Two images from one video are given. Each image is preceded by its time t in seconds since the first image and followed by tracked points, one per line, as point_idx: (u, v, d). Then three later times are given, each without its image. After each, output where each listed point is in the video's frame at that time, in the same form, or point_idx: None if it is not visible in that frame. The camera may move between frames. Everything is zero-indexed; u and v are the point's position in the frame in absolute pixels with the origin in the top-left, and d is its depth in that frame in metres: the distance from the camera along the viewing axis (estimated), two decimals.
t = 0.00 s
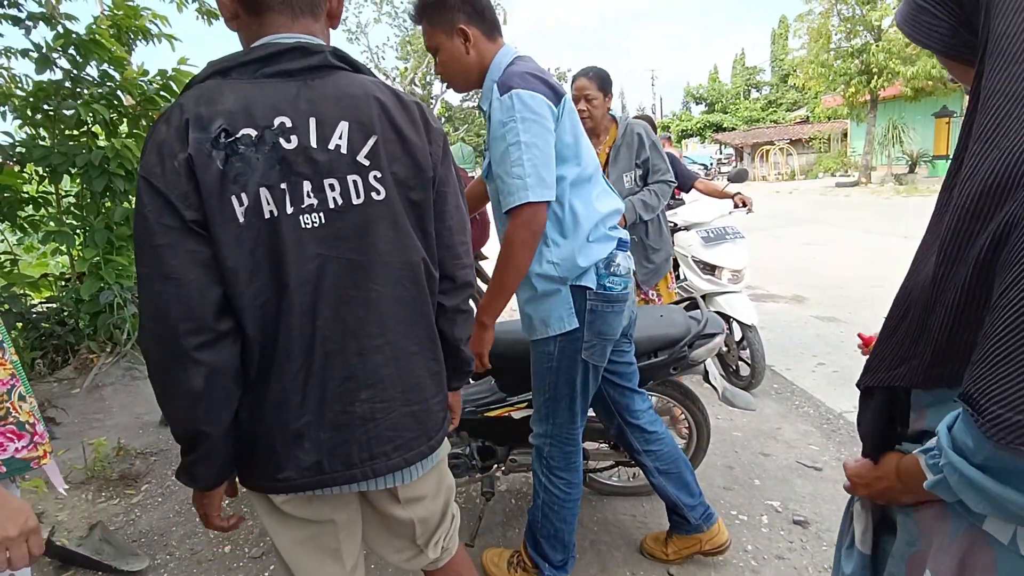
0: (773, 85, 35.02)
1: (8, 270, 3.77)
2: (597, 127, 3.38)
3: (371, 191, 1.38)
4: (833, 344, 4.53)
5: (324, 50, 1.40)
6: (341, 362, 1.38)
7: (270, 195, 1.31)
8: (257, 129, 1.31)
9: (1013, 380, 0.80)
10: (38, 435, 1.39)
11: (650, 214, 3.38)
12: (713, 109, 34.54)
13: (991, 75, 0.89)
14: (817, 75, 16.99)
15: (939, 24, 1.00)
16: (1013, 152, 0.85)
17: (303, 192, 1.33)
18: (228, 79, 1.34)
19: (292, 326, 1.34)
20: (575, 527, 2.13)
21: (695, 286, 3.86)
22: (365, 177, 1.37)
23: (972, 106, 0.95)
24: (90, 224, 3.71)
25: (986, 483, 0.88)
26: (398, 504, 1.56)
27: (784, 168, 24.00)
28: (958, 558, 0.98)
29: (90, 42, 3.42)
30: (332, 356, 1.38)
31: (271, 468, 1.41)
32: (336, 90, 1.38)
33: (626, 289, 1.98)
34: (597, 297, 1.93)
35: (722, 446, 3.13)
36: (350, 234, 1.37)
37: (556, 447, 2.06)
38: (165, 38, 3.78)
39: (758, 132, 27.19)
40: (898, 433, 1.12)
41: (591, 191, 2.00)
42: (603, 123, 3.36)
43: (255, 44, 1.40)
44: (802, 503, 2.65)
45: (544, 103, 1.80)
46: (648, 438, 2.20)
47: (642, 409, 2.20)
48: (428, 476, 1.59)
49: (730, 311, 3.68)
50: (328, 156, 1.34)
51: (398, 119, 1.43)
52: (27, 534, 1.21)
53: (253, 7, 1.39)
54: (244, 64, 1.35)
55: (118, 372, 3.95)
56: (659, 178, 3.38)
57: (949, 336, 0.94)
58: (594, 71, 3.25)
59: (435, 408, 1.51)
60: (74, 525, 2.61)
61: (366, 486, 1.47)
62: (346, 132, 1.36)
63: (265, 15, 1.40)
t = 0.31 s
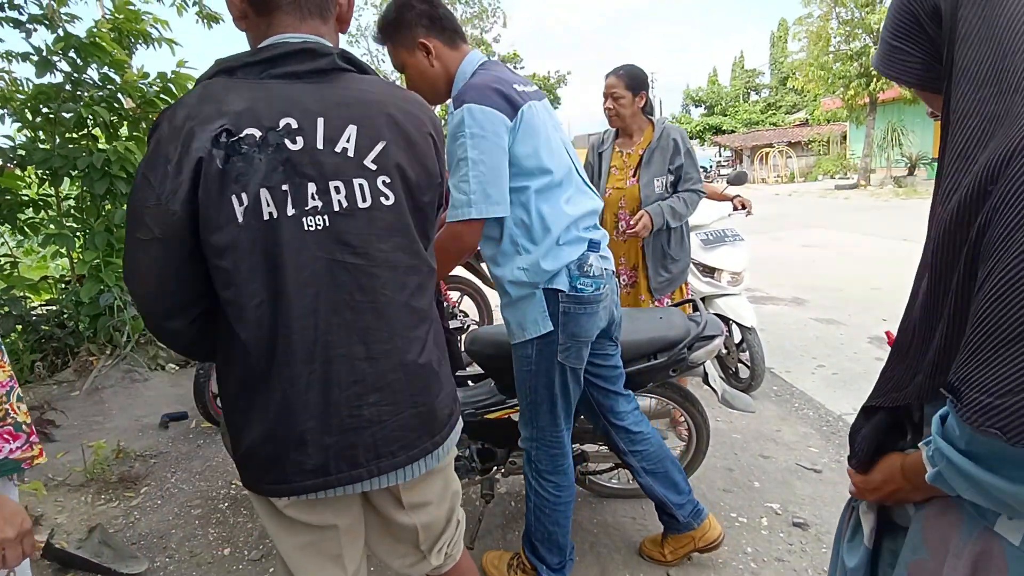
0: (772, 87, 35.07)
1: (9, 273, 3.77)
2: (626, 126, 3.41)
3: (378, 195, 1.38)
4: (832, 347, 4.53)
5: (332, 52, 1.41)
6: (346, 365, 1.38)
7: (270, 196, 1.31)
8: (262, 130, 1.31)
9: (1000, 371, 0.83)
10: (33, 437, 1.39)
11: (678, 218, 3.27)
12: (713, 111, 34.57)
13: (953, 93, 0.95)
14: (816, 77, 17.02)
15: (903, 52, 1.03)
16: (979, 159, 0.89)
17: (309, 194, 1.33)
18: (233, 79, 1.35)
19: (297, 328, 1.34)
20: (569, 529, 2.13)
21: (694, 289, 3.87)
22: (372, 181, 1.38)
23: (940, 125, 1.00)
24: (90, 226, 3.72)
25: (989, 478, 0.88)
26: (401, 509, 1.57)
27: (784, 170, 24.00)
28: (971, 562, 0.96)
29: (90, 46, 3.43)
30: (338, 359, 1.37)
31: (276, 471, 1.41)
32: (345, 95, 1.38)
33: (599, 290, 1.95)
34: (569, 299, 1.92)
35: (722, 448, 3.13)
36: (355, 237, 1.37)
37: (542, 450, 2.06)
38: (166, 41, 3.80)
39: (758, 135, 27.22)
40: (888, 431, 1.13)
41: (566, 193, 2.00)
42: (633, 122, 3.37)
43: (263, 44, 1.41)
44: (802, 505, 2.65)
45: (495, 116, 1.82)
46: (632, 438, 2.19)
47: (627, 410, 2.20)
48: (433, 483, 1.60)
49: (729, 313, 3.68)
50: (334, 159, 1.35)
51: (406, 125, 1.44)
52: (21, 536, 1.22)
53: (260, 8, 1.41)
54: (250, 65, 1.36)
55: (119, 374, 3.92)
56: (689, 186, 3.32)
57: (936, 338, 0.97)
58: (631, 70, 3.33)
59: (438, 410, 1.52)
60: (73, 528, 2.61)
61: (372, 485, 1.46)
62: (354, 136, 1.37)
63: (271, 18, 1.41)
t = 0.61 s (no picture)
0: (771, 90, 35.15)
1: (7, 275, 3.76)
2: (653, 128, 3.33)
3: (385, 196, 1.39)
4: (832, 349, 4.53)
5: (336, 53, 1.41)
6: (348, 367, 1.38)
7: (276, 197, 1.30)
8: (267, 131, 1.30)
9: (990, 374, 0.83)
10: (24, 436, 1.41)
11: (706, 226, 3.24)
12: (712, 114, 34.63)
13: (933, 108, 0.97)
14: (814, 80, 17.06)
15: (886, 70, 1.04)
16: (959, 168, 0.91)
17: (317, 195, 1.32)
18: (236, 80, 1.34)
19: (299, 331, 1.33)
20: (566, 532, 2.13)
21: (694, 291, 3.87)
22: (378, 181, 1.38)
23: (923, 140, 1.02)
24: (88, 228, 3.71)
25: (982, 478, 0.88)
26: (403, 511, 1.57)
27: (783, 172, 24.04)
28: (979, 562, 0.96)
29: (89, 48, 3.43)
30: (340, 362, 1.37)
31: (278, 473, 1.40)
32: (350, 96, 1.39)
33: (581, 292, 1.94)
34: (553, 301, 1.93)
35: (721, 451, 3.13)
36: (359, 238, 1.36)
37: (534, 453, 2.08)
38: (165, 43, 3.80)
39: (757, 137, 27.26)
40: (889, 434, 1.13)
41: (548, 196, 1.98)
42: (662, 123, 3.30)
43: (264, 44, 1.41)
44: (801, 507, 2.65)
45: (462, 128, 1.83)
46: (609, 443, 2.20)
47: (603, 417, 2.20)
48: (433, 483, 1.60)
49: (729, 315, 3.68)
50: (340, 159, 1.35)
51: (409, 128, 1.46)
52: (10, 542, 1.21)
53: (261, 11, 1.42)
54: (253, 65, 1.36)
55: (117, 377, 3.91)
56: (717, 189, 3.29)
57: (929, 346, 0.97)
58: (659, 69, 3.25)
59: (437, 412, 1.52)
60: (72, 531, 2.61)
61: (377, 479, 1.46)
62: (360, 137, 1.37)
63: (273, 21, 1.42)
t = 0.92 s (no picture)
0: (769, 92, 35.22)
1: (7, 277, 3.77)
2: (668, 133, 3.26)
3: (380, 200, 1.39)
4: (831, 351, 4.53)
5: (334, 56, 1.42)
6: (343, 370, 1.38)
7: (271, 200, 1.30)
8: (263, 133, 1.30)
9: (999, 370, 0.83)
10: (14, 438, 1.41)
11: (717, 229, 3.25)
12: (711, 116, 34.68)
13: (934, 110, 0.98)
14: (813, 82, 17.10)
15: (888, 66, 1.06)
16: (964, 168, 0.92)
17: (312, 199, 1.33)
18: (234, 82, 1.35)
19: (295, 333, 1.33)
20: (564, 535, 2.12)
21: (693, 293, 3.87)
22: (374, 185, 1.38)
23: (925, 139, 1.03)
24: (87, 230, 3.71)
25: (1000, 477, 0.87)
26: (402, 515, 1.57)
27: (782, 175, 24.07)
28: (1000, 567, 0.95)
29: (88, 50, 3.43)
30: (335, 364, 1.37)
31: (276, 475, 1.40)
32: (347, 99, 1.39)
33: (578, 295, 1.94)
34: (550, 303, 1.93)
35: (721, 453, 3.12)
36: (355, 241, 1.36)
37: (533, 454, 2.08)
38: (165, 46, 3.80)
39: (755, 140, 27.29)
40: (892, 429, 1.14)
41: (547, 196, 1.98)
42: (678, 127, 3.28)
43: (263, 48, 1.41)
44: (801, 510, 2.65)
45: (461, 124, 1.84)
46: (595, 455, 2.21)
47: (598, 427, 2.21)
48: (434, 487, 1.60)
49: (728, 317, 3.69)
50: (336, 162, 1.35)
51: (407, 132, 1.45)
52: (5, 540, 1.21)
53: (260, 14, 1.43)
54: (252, 68, 1.37)
55: (116, 379, 3.91)
56: (727, 190, 3.31)
57: (937, 345, 0.97)
58: (680, 73, 3.16)
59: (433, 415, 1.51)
60: (70, 533, 2.60)
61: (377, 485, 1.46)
62: (356, 140, 1.37)
63: (271, 27, 1.43)
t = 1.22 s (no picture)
0: (768, 94, 35.27)
1: (5, 278, 3.77)
2: (687, 132, 2.99)
3: (362, 203, 1.38)
4: (830, 353, 4.53)
5: (322, 58, 1.41)
6: (331, 371, 1.39)
7: (252, 200, 1.31)
8: (248, 134, 1.32)
9: (1002, 374, 0.81)
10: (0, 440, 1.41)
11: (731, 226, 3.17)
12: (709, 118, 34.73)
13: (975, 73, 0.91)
14: (811, 84, 17.13)
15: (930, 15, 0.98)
16: (1001, 154, 0.85)
17: (291, 201, 1.33)
18: (223, 82, 1.37)
19: (283, 333, 1.33)
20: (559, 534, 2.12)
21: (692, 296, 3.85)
22: (355, 188, 1.37)
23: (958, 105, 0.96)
24: (85, 232, 3.70)
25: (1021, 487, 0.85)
26: (397, 517, 1.57)
27: (781, 176, 24.10)
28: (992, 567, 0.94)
29: (87, 51, 3.42)
30: (322, 365, 1.37)
31: (264, 478, 1.40)
32: (332, 101, 1.38)
33: (580, 293, 1.94)
34: (551, 301, 1.93)
35: (719, 454, 3.12)
36: (336, 244, 1.36)
37: (527, 447, 2.08)
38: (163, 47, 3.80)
39: (753, 141, 27.34)
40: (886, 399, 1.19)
41: (555, 195, 1.99)
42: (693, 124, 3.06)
43: (253, 49, 1.42)
44: (799, 511, 2.64)
45: (472, 122, 1.90)
46: (592, 452, 2.21)
47: (593, 424, 2.21)
48: (428, 489, 1.60)
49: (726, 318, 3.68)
50: (317, 165, 1.34)
51: (395, 135, 1.44)
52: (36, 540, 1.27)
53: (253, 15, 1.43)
54: (240, 69, 1.38)
55: (113, 381, 3.90)
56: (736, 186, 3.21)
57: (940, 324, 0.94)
58: (703, 69, 2.91)
59: (421, 417, 1.51)
60: (67, 535, 2.59)
61: (370, 491, 1.47)
62: (338, 143, 1.36)
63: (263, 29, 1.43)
